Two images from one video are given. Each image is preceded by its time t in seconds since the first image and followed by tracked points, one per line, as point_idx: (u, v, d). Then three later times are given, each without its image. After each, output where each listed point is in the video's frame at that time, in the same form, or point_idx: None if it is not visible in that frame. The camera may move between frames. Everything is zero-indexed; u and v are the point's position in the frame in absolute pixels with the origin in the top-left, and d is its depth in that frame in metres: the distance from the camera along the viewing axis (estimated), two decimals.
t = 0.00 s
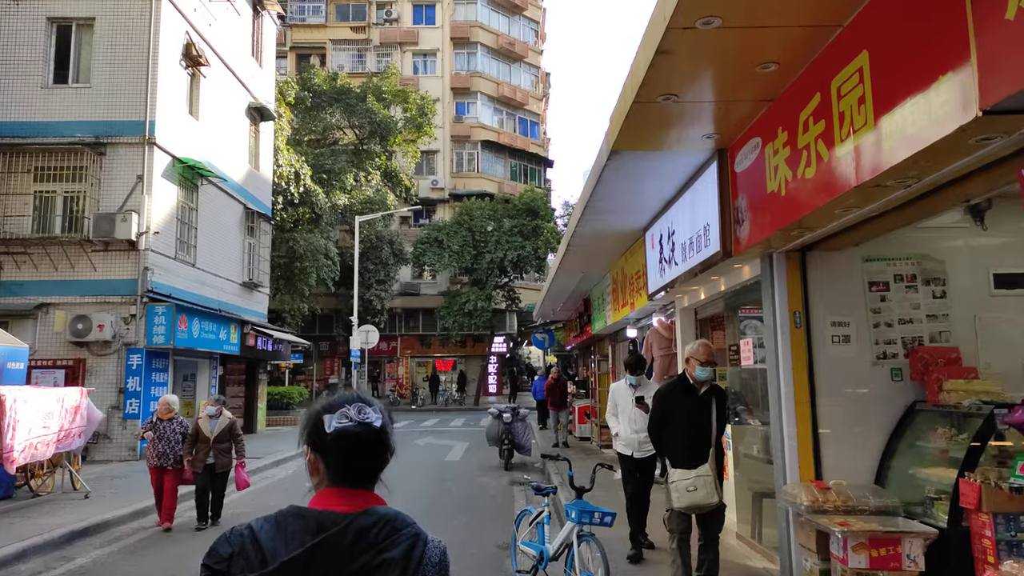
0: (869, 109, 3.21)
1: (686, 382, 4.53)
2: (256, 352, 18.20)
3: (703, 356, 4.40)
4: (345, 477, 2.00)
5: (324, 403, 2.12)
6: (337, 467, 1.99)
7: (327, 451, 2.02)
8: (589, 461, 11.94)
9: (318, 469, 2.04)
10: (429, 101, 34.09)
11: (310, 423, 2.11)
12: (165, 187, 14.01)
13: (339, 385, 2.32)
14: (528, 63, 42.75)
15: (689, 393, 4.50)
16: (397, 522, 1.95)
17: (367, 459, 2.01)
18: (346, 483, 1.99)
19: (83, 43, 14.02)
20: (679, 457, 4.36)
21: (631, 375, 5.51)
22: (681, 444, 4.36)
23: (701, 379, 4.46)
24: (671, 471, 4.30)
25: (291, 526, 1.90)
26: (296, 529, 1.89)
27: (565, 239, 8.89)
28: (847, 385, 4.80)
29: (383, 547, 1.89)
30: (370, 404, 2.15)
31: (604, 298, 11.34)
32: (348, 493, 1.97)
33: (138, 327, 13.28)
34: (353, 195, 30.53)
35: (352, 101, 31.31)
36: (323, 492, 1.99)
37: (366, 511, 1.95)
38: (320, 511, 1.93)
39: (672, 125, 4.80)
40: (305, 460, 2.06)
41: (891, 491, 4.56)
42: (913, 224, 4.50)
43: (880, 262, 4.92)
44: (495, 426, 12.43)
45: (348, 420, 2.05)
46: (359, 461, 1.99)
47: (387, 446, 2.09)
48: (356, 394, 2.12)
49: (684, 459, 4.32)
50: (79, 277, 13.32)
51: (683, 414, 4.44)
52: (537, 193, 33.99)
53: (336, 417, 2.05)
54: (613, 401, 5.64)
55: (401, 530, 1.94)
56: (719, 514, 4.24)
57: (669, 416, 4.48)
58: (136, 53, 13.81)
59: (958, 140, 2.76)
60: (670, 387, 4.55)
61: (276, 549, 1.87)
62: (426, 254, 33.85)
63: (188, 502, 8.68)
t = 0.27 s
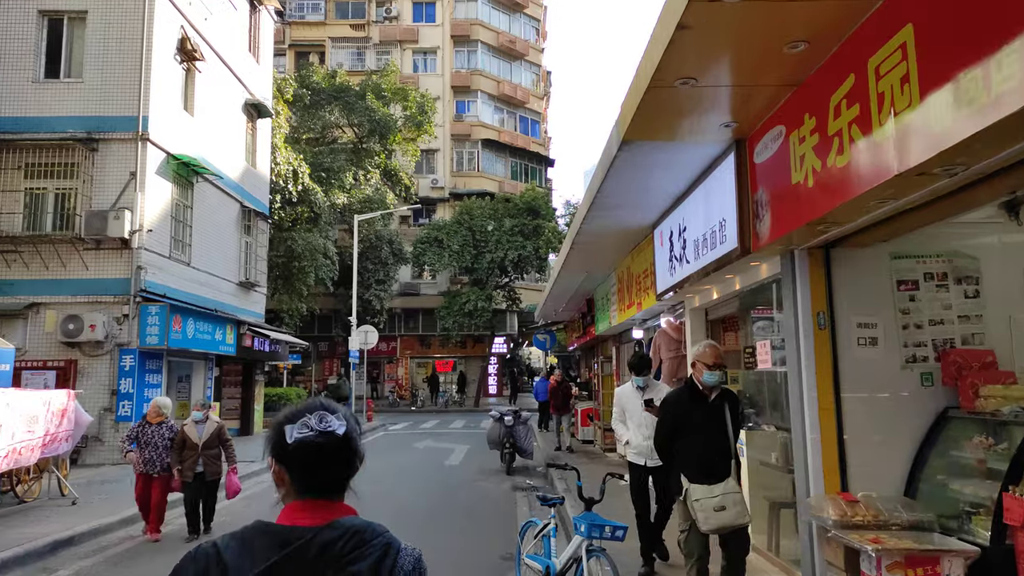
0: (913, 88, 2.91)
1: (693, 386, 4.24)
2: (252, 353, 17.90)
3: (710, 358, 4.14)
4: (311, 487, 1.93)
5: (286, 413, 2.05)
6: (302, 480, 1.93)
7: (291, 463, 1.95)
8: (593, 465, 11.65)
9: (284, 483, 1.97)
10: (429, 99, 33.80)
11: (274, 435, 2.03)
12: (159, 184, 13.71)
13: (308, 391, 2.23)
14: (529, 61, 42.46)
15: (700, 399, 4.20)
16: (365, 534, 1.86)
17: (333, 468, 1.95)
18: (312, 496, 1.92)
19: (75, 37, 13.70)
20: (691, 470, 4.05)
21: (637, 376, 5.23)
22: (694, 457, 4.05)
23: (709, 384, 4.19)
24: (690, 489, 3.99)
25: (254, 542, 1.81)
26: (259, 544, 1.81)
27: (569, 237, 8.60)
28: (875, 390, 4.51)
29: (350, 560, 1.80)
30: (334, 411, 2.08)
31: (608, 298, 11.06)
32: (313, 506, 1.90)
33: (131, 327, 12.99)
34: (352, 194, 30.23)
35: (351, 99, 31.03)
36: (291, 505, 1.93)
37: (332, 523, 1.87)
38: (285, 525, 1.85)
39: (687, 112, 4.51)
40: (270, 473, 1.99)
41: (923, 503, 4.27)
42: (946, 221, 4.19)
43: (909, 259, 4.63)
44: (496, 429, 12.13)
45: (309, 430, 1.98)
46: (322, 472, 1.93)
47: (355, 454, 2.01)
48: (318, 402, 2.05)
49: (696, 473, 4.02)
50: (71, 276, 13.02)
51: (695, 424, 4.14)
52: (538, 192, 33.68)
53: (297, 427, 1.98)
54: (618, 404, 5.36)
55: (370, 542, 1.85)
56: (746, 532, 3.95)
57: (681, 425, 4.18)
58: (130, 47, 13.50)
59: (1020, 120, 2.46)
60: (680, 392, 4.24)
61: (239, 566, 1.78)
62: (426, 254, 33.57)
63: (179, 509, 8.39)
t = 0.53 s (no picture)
0: (975, 49, 2.61)
1: (720, 381, 3.95)
2: (250, 352, 17.61)
3: (743, 351, 3.81)
4: (317, 474, 1.83)
5: (295, 400, 1.98)
6: (308, 463, 1.84)
7: (298, 448, 1.86)
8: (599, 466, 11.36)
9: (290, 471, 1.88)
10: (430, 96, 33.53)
11: (283, 422, 1.96)
12: (154, 179, 13.42)
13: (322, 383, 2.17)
14: (530, 59, 42.20)
15: (727, 397, 3.90)
16: (369, 524, 1.72)
17: (341, 454, 1.86)
18: (315, 480, 1.82)
19: (70, 29, 13.40)
20: (713, 477, 3.79)
21: (657, 373, 4.92)
22: (715, 462, 3.78)
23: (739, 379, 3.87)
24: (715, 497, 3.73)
25: (254, 532, 1.70)
26: (261, 533, 1.69)
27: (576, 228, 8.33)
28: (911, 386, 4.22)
29: (352, 552, 1.65)
30: (343, 400, 2.00)
31: (615, 293, 10.77)
32: (319, 492, 1.80)
33: (126, 325, 12.71)
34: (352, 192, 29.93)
35: (352, 96, 30.76)
36: (298, 494, 1.82)
37: (335, 513, 1.73)
38: (289, 515, 1.74)
39: (710, 88, 4.20)
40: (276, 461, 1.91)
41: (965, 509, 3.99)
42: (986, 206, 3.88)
43: (946, 247, 4.34)
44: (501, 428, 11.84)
45: (317, 414, 1.90)
46: (330, 456, 1.84)
47: (366, 440, 1.93)
48: (326, 387, 1.97)
49: (719, 482, 3.75)
50: (65, 272, 12.73)
51: (720, 423, 3.84)
52: (539, 190, 33.37)
53: (304, 412, 1.90)
54: (636, 402, 5.09)
55: (374, 535, 1.70)
56: (779, 545, 3.66)
57: (705, 424, 3.89)
58: (125, 39, 13.20)
59: None
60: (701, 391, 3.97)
61: (237, 557, 1.66)
62: (426, 253, 33.31)
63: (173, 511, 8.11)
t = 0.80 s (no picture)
0: None
1: (770, 389, 3.66)
2: (250, 353, 17.30)
3: (802, 352, 3.55)
4: (369, 495, 1.84)
5: (345, 417, 1.99)
6: (357, 484, 1.85)
7: (349, 467, 1.88)
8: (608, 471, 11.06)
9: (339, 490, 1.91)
10: (432, 95, 33.25)
11: (330, 439, 1.97)
12: (152, 177, 13.14)
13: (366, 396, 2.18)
14: (532, 58, 41.91)
15: (780, 406, 3.59)
16: (423, 551, 1.74)
17: (392, 475, 1.87)
18: (366, 502, 1.83)
19: (65, 24, 13.12)
20: (758, 494, 3.51)
21: (694, 379, 4.58)
22: (756, 478, 3.51)
23: (797, 387, 3.58)
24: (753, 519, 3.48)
25: (305, 555, 1.70)
26: (309, 557, 1.69)
27: (586, 224, 8.04)
28: (955, 391, 3.94)
29: None
30: (395, 418, 2.02)
31: (624, 292, 10.48)
32: (369, 514, 1.81)
33: (123, 326, 12.43)
34: (353, 191, 29.65)
35: (353, 94, 30.50)
36: (345, 515, 1.84)
37: (389, 539, 1.74)
38: (339, 539, 1.75)
39: (739, 71, 3.93)
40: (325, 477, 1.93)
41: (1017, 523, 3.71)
42: None
43: (991, 242, 4.05)
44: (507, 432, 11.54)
45: (370, 434, 1.91)
46: (379, 478, 1.85)
47: (416, 461, 1.95)
48: (381, 406, 1.98)
49: (766, 503, 3.47)
50: (60, 272, 12.45)
51: (765, 434, 3.54)
52: (542, 189, 33.04)
53: (358, 430, 1.91)
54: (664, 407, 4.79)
55: (427, 563, 1.72)
56: None
57: (750, 436, 3.58)
58: (122, 33, 12.93)
59: None
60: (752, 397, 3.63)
61: None
62: (428, 252, 33.03)
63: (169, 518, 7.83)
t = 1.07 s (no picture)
0: None
1: (834, 377, 3.13)
2: (249, 352, 17.00)
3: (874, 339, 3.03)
4: (401, 473, 1.88)
5: (372, 400, 2.03)
6: (390, 465, 1.90)
7: (379, 448, 1.93)
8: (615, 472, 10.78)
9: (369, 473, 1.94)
10: (433, 93, 32.99)
11: (358, 420, 2.02)
12: (148, 171, 12.87)
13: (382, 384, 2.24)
14: (534, 56, 41.65)
15: (846, 394, 3.07)
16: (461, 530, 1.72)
17: (423, 453, 1.93)
18: (399, 482, 1.87)
19: (59, 16, 12.85)
20: (822, 494, 2.99)
21: (734, 370, 4.09)
22: (823, 477, 2.99)
23: (870, 377, 3.04)
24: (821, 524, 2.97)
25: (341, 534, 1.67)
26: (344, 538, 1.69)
27: (594, 216, 7.77)
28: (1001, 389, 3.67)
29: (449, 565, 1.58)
30: (421, 400, 2.09)
31: (632, 287, 10.19)
32: (402, 496, 1.84)
33: (118, 323, 12.14)
34: (353, 189, 29.38)
35: (353, 92, 30.23)
36: (377, 495, 1.86)
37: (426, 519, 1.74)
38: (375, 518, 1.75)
39: (768, 45, 3.65)
40: (353, 461, 1.97)
41: None
42: None
43: None
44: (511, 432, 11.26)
45: (402, 412, 1.98)
46: (411, 455, 1.90)
47: (444, 440, 2.01)
48: (408, 385, 2.05)
49: (833, 505, 2.95)
50: (54, 268, 12.17)
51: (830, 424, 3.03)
52: (544, 188, 32.73)
53: (389, 409, 1.97)
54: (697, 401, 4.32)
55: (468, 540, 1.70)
56: None
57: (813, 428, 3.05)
58: (117, 25, 12.65)
59: None
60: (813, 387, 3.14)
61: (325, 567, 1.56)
62: (429, 251, 32.76)
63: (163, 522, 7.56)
